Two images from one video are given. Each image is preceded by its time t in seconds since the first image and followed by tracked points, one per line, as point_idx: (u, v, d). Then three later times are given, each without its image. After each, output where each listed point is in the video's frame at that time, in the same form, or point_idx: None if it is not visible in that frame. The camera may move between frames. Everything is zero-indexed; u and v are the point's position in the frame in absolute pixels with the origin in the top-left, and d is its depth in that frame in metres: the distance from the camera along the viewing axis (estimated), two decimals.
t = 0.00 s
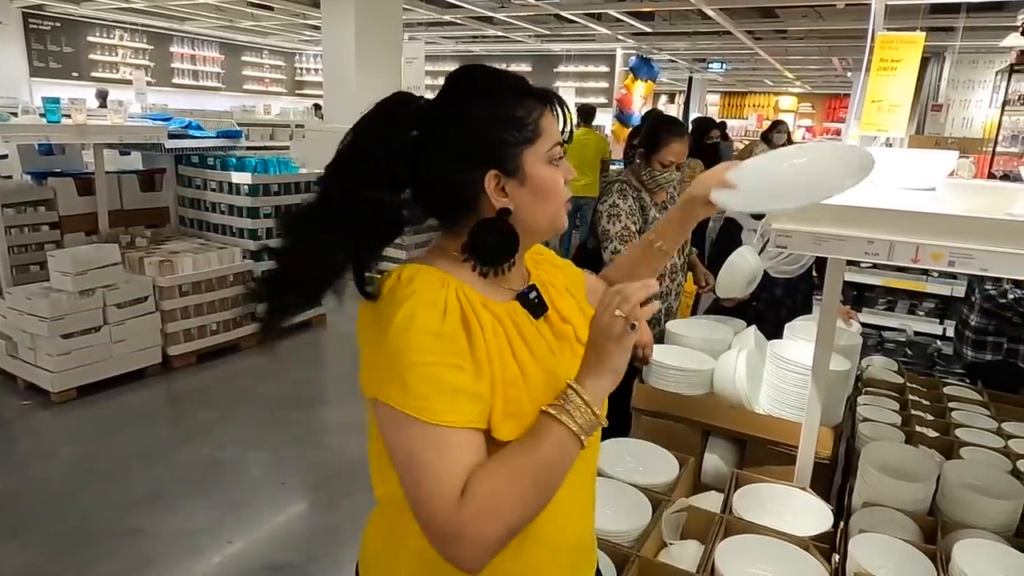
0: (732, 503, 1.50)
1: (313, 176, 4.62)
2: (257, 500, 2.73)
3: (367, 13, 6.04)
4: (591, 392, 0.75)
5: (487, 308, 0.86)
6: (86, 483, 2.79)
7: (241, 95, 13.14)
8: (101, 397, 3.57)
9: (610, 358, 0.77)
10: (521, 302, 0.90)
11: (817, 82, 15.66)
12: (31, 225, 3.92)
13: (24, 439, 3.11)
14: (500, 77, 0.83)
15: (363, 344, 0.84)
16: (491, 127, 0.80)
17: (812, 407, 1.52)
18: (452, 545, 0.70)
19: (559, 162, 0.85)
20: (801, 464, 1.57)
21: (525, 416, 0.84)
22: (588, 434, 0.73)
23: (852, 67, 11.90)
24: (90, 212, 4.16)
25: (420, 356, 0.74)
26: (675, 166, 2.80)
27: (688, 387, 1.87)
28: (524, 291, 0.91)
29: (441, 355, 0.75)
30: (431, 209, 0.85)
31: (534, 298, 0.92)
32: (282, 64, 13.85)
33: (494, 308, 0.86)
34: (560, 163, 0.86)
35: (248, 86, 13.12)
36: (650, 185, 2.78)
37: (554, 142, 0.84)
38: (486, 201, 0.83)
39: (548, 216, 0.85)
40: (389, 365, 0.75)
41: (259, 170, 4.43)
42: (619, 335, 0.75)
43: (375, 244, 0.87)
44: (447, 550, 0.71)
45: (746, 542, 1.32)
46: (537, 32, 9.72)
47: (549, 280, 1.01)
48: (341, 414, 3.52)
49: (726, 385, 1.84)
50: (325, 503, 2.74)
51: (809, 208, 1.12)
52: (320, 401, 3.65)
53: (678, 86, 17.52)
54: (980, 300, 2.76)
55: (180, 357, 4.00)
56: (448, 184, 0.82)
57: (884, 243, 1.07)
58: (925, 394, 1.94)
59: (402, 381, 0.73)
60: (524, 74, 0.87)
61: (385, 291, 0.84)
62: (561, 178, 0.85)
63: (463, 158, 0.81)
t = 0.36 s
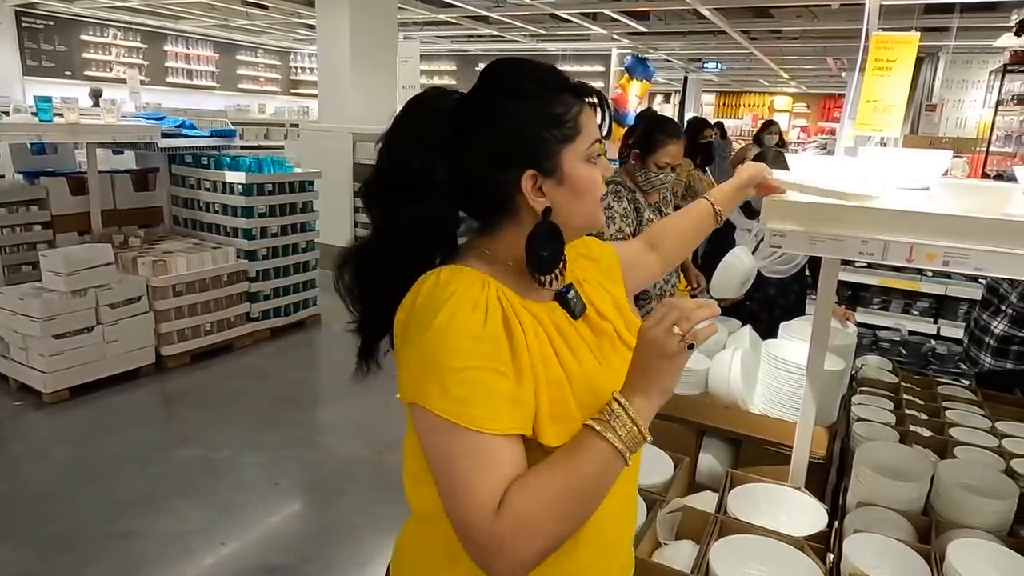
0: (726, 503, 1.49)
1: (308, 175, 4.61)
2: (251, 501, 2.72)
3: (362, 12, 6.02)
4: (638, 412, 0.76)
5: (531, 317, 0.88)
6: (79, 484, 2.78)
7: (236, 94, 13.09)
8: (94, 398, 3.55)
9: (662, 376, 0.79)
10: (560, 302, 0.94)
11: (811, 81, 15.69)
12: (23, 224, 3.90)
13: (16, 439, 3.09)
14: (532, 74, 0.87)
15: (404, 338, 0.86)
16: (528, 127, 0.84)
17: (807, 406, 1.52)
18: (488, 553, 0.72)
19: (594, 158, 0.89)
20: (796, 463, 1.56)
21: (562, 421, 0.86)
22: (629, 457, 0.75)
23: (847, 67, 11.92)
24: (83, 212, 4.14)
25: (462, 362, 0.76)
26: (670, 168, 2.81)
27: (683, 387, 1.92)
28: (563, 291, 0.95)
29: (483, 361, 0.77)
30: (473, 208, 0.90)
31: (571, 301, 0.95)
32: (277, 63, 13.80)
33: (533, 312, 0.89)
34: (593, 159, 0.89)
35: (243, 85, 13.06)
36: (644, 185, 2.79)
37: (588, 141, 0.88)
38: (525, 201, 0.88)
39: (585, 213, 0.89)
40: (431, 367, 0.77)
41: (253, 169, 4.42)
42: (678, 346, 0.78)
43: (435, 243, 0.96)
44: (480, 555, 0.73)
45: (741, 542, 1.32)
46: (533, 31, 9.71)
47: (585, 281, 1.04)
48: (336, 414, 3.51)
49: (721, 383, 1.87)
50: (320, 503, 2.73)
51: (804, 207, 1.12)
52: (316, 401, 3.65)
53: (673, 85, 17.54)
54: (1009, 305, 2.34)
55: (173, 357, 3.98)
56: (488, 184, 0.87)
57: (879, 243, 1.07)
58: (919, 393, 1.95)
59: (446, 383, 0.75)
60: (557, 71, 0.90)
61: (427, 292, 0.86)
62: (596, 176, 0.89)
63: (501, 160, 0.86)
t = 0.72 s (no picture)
0: (723, 504, 1.49)
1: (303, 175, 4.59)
2: (246, 502, 2.71)
3: (358, 11, 6.01)
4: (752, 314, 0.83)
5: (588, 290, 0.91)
6: (72, 486, 2.76)
7: (231, 94, 13.05)
8: (88, 399, 3.53)
9: (757, 284, 0.87)
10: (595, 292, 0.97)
11: (806, 81, 15.73)
12: (16, 224, 3.87)
13: (9, 440, 3.07)
14: (561, 75, 0.87)
15: (459, 335, 0.84)
16: (557, 129, 0.85)
17: (803, 408, 1.51)
18: (670, 472, 0.77)
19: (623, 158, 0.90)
20: (792, 465, 1.56)
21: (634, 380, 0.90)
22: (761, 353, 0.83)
23: (841, 68, 11.96)
24: (77, 212, 4.11)
25: (556, 323, 0.78)
26: (663, 168, 2.80)
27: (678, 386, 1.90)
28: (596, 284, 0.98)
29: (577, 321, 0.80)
30: (500, 209, 0.91)
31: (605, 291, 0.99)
32: (272, 62, 13.75)
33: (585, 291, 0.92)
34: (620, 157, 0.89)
35: (237, 85, 13.02)
36: (641, 186, 2.74)
37: (616, 140, 0.88)
38: (548, 200, 0.89)
39: (611, 213, 0.90)
40: (526, 340, 0.78)
41: (248, 169, 4.40)
42: (765, 260, 0.87)
43: (465, 248, 0.95)
44: (660, 479, 0.77)
45: (737, 541, 1.32)
46: (529, 31, 9.72)
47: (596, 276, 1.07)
48: (332, 414, 3.50)
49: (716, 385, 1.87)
50: (316, 505, 2.72)
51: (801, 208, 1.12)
52: (311, 401, 3.64)
53: (668, 85, 17.58)
54: None
55: (168, 357, 3.97)
56: (513, 185, 0.88)
57: (875, 244, 1.07)
58: (913, 393, 1.95)
59: (545, 348, 0.77)
60: (586, 70, 0.90)
61: (479, 280, 0.84)
62: (622, 176, 0.89)
63: (528, 160, 0.87)
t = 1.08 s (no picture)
0: (718, 501, 1.49)
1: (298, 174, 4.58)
2: (241, 503, 2.70)
3: (353, 10, 5.99)
4: (669, 465, 0.75)
5: (601, 296, 0.89)
6: (66, 487, 2.75)
7: (225, 93, 13.01)
8: (82, 400, 3.52)
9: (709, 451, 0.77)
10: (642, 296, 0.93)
11: (800, 81, 15.77)
12: (9, 224, 3.85)
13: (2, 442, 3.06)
14: (606, 77, 0.87)
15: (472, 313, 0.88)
16: (594, 131, 0.85)
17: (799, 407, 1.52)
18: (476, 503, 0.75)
19: (665, 154, 0.88)
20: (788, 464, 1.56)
21: (630, 404, 0.84)
22: (641, 500, 0.75)
23: (835, 67, 12.00)
24: (71, 211, 4.09)
25: (523, 330, 0.79)
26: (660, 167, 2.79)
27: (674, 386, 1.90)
28: (645, 287, 0.94)
29: (540, 336, 0.80)
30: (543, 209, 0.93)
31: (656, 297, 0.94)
32: (267, 61, 13.71)
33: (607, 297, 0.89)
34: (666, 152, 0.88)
35: (232, 84, 12.98)
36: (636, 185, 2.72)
37: (655, 135, 0.86)
38: (587, 198, 0.89)
39: (652, 210, 0.88)
40: (490, 334, 0.80)
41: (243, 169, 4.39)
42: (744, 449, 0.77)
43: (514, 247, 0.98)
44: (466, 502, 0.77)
45: (735, 539, 1.33)
46: (524, 30, 9.72)
47: (672, 279, 1.02)
48: (327, 414, 3.50)
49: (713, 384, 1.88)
50: (311, 505, 2.71)
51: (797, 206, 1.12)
52: (307, 401, 3.63)
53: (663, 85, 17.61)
54: None
55: (162, 358, 3.95)
56: (557, 184, 0.90)
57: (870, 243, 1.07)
58: (909, 392, 1.96)
59: (499, 346, 0.78)
60: (636, 71, 0.88)
61: (502, 269, 0.89)
62: (669, 171, 0.87)
63: (560, 161, 0.88)
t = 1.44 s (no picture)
0: (714, 500, 1.50)
1: (293, 173, 4.57)
2: (236, 503, 2.69)
3: (348, 9, 5.97)
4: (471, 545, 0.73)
5: (573, 296, 0.88)
6: (59, 488, 2.73)
7: (220, 91, 12.95)
8: (76, 400, 3.50)
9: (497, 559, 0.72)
10: (624, 305, 0.90)
11: (796, 80, 15.79)
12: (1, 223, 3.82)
13: None
14: (600, 76, 0.87)
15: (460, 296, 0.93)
16: (570, 129, 0.88)
17: (794, 405, 1.52)
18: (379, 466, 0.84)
19: (626, 155, 0.85)
20: (782, 462, 1.57)
21: (574, 414, 0.82)
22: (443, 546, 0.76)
23: (831, 66, 12.03)
24: (64, 210, 4.07)
25: (475, 321, 0.83)
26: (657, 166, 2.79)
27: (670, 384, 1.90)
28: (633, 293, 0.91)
29: (485, 330, 0.83)
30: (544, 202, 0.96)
31: (642, 307, 0.90)
32: (262, 60, 13.67)
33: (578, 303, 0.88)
34: (632, 153, 0.85)
35: (227, 83, 12.93)
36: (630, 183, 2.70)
37: (607, 133, 0.85)
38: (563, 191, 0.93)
39: (610, 211, 0.86)
40: (452, 317, 0.84)
41: (238, 167, 4.37)
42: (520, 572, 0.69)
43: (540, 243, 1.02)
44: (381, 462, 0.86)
45: (728, 537, 1.33)
46: (519, 29, 9.71)
47: (675, 295, 0.95)
48: (323, 413, 3.49)
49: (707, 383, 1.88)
50: (307, 505, 2.71)
51: (792, 205, 1.13)
52: (302, 401, 3.62)
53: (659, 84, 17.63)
54: (1020, 314, 2.08)
55: (156, 358, 3.94)
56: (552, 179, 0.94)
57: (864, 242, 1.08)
58: (903, 390, 1.97)
59: (452, 332, 0.83)
60: (640, 74, 0.86)
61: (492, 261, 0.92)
62: (621, 172, 0.84)
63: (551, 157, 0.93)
